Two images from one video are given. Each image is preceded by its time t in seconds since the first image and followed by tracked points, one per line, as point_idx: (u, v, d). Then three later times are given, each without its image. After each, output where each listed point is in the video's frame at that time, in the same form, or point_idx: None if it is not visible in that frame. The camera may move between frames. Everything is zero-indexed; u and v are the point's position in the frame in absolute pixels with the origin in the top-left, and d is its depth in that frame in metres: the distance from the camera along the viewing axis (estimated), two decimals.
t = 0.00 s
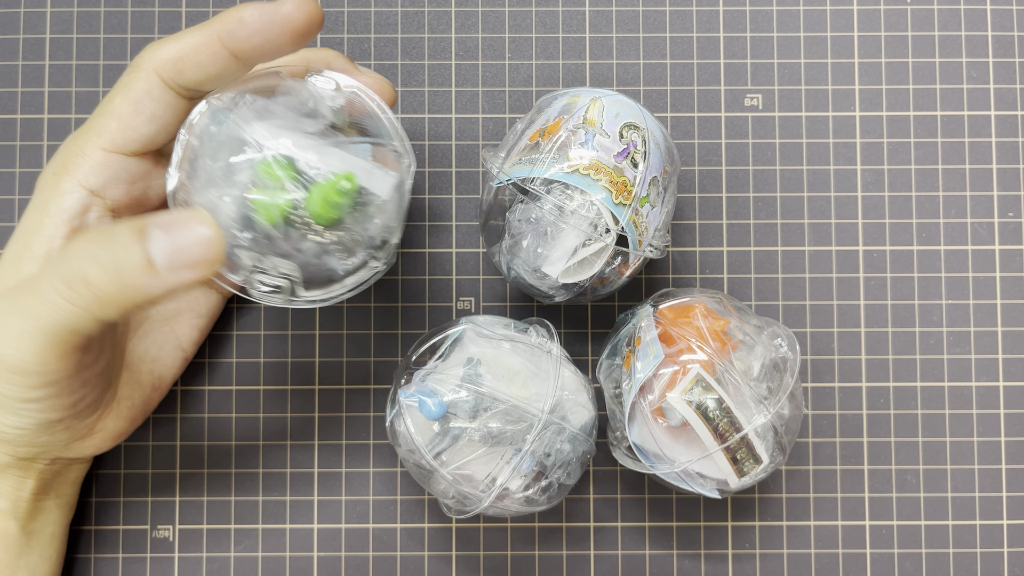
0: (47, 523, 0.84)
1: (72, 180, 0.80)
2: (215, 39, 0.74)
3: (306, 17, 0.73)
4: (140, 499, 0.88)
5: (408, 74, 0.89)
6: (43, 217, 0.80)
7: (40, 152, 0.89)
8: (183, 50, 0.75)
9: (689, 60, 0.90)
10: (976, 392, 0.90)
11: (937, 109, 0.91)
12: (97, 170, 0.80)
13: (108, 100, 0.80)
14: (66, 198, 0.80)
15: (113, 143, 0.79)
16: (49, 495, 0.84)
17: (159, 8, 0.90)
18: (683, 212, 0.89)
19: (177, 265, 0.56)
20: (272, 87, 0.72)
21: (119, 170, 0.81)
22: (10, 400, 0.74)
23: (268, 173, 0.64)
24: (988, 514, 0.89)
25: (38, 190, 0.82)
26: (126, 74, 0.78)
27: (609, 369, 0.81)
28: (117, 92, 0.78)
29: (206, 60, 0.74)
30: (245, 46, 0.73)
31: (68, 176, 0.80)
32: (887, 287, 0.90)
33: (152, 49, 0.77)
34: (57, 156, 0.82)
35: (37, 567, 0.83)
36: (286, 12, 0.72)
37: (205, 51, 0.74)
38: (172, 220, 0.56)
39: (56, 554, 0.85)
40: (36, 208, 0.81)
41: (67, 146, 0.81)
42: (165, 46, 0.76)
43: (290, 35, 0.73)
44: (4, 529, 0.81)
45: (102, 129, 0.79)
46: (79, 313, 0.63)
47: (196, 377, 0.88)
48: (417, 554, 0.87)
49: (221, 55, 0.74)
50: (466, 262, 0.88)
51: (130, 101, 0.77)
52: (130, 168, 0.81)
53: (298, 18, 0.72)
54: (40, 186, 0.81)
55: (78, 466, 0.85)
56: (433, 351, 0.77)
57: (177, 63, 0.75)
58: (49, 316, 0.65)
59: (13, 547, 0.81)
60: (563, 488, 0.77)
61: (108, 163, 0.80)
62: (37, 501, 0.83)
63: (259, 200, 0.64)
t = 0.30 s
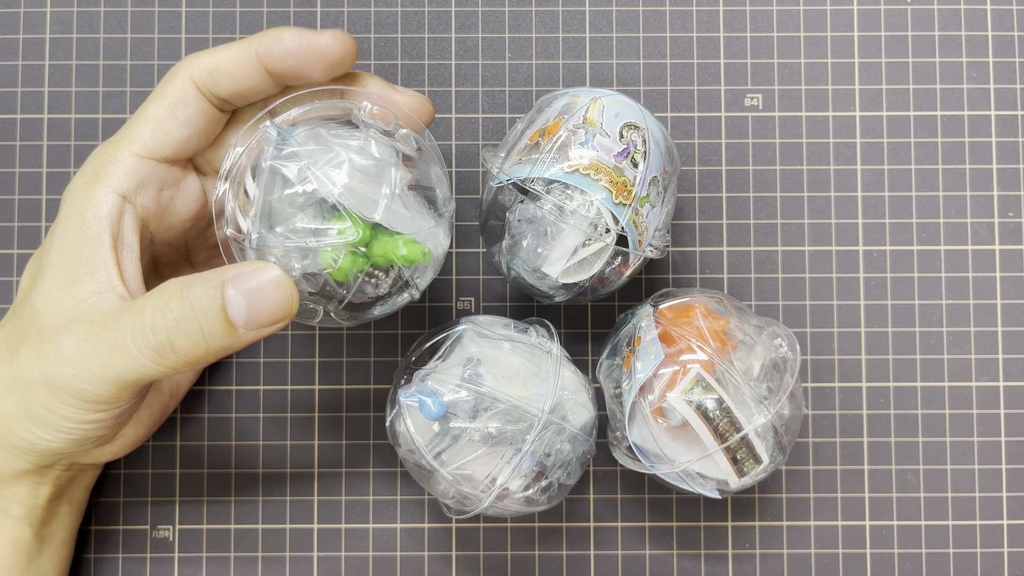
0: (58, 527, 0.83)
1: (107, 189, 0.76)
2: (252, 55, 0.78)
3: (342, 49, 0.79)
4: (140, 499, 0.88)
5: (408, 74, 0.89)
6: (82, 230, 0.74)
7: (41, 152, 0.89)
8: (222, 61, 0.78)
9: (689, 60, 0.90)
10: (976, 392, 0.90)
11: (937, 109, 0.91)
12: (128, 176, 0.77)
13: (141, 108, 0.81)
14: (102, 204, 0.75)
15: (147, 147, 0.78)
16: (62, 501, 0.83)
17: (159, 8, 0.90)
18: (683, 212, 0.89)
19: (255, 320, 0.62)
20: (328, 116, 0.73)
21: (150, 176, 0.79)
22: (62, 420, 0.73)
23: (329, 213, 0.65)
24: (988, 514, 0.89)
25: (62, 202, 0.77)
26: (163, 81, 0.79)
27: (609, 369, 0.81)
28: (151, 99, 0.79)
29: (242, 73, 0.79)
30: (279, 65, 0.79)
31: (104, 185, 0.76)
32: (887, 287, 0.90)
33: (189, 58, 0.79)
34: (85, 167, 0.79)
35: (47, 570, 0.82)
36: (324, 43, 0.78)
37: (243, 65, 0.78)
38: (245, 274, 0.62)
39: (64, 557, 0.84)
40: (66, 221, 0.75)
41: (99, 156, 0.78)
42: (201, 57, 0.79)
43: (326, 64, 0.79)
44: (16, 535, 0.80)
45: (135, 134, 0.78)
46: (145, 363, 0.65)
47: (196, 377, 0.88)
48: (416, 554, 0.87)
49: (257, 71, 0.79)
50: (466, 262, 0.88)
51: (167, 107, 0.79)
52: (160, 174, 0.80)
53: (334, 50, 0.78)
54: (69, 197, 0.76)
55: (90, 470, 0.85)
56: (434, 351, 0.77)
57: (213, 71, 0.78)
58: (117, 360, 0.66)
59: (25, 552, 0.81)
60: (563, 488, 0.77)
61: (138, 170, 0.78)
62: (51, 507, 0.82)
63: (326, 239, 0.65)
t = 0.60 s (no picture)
0: (44, 532, 0.84)
1: (87, 213, 0.70)
2: (239, 73, 0.72)
3: (327, 45, 0.75)
4: (140, 499, 0.88)
5: (408, 73, 0.89)
6: (71, 256, 0.69)
7: (41, 152, 0.89)
8: (204, 82, 0.72)
9: (689, 60, 0.90)
10: (976, 392, 0.90)
11: (937, 109, 0.91)
12: (111, 201, 0.71)
13: (109, 126, 0.73)
14: (88, 230, 0.70)
15: (126, 172, 0.71)
16: (49, 504, 0.84)
17: (159, 8, 0.90)
18: (683, 212, 0.89)
19: (299, 322, 0.65)
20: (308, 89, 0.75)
21: (134, 200, 0.72)
22: (91, 432, 0.73)
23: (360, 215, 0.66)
24: (988, 514, 0.89)
25: (39, 224, 0.71)
26: (136, 100, 0.72)
27: (609, 369, 0.81)
28: (129, 122, 0.71)
29: (228, 97, 0.73)
30: (269, 81, 0.73)
31: (82, 208, 0.70)
32: (887, 287, 0.90)
33: (166, 79, 0.72)
34: (54, 189, 0.72)
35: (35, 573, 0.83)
36: (307, 39, 0.74)
37: (229, 86, 0.72)
38: (278, 282, 0.64)
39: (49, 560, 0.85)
40: (50, 248, 0.70)
41: (71, 180, 0.71)
42: (180, 78, 0.72)
43: (312, 63, 0.75)
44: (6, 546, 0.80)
45: (110, 159, 0.71)
46: (200, 377, 0.66)
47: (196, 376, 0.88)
48: (416, 554, 0.87)
49: (241, 89, 0.73)
50: (467, 262, 0.88)
51: (146, 130, 0.71)
52: (143, 197, 0.73)
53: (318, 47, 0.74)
54: (47, 223, 0.70)
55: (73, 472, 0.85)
56: (434, 352, 0.77)
57: (196, 94, 0.72)
58: (168, 379, 0.67)
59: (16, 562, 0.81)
60: (563, 488, 0.77)
61: (122, 195, 0.71)
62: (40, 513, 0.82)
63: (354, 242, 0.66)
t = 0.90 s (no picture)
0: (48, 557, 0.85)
1: (111, 245, 0.68)
2: (223, 66, 0.74)
3: (308, 28, 0.76)
4: (141, 499, 0.88)
5: (408, 74, 0.89)
6: (100, 292, 0.68)
7: (41, 152, 0.89)
8: (192, 82, 0.73)
9: (689, 60, 0.90)
10: (976, 392, 0.90)
11: (937, 109, 0.91)
12: (127, 227, 0.69)
13: (106, 150, 0.73)
14: (113, 261, 0.68)
15: (136, 191, 0.70)
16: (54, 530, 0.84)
17: (159, 8, 0.90)
18: (683, 212, 0.89)
19: (341, 349, 0.71)
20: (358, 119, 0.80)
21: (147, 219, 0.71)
22: (132, 463, 0.74)
23: (414, 268, 0.72)
24: (987, 514, 0.89)
25: (57, 259, 0.69)
26: (128, 118, 0.72)
27: (609, 369, 0.81)
28: (126, 141, 0.71)
29: (219, 91, 0.74)
30: (255, 65, 0.74)
31: (104, 241, 0.68)
32: (887, 287, 0.90)
33: (150, 90, 0.73)
34: (67, 222, 0.70)
35: None
36: (286, 24, 0.75)
37: (217, 81, 0.74)
38: (323, 315, 0.69)
39: None
40: (76, 284, 0.68)
41: (82, 208, 0.70)
42: (165, 85, 0.73)
43: (297, 47, 0.76)
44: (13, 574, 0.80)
45: (115, 181, 0.70)
46: (251, 406, 0.70)
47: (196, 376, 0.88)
48: (416, 554, 0.87)
49: (229, 82, 0.74)
50: (467, 262, 0.88)
51: (147, 145, 0.71)
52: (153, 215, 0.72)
53: (301, 29, 0.75)
54: (66, 258, 0.69)
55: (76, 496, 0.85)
56: (434, 352, 0.77)
57: (185, 96, 0.72)
58: (219, 411, 0.69)
59: None
60: (563, 488, 0.77)
61: (136, 218, 0.70)
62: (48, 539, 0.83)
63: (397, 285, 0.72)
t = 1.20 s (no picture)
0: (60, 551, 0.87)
1: (164, 259, 0.70)
2: (286, 94, 0.73)
3: (356, 48, 0.75)
4: (141, 499, 0.88)
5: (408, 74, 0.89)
6: (151, 302, 0.70)
7: (41, 152, 0.90)
8: (257, 109, 0.73)
9: (688, 60, 0.90)
10: (976, 392, 0.90)
11: (937, 109, 0.91)
12: (181, 242, 0.71)
13: (165, 162, 0.73)
14: (165, 276, 0.70)
15: (192, 210, 0.71)
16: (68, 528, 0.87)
17: (159, 8, 0.90)
18: (683, 212, 0.89)
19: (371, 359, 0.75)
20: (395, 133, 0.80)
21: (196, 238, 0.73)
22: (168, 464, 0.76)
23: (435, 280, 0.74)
24: (987, 514, 0.89)
25: (108, 268, 0.70)
26: (192, 138, 0.72)
27: (609, 369, 0.81)
28: (189, 160, 0.71)
29: (281, 121, 0.74)
30: (314, 93, 0.74)
31: (160, 253, 0.70)
32: (887, 287, 0.90)
33: (217, 113, 0.72)
34: (122, 231, 0.70)
35: None
36: (339, 47, 0.74)
37: (280, 108, 0.73)
38: (357, 328, 0.73)
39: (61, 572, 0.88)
40: (128, 294, 0.70)
41: (137, 221, 0.70)
42: (231, 110, 0.72)
43: (348, 68, 0.75)
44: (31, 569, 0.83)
45: (172, 198, 0.70)
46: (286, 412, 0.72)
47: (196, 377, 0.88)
48: (417, 553, 0.87)
49: (290, 110, 0.74)
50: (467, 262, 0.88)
51: (209, 168, 0.71)
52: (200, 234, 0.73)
53: (351, 51, 0.75)
54: (119, 268, 0.70)
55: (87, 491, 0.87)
56: (434, 351, 0.77)
57: (251, 123, 0.72)
58: (253, 417, 0.71)
59: None
60: (563, 488, 0.77)
61: (189, 236, 0.71)
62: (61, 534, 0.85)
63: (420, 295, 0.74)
